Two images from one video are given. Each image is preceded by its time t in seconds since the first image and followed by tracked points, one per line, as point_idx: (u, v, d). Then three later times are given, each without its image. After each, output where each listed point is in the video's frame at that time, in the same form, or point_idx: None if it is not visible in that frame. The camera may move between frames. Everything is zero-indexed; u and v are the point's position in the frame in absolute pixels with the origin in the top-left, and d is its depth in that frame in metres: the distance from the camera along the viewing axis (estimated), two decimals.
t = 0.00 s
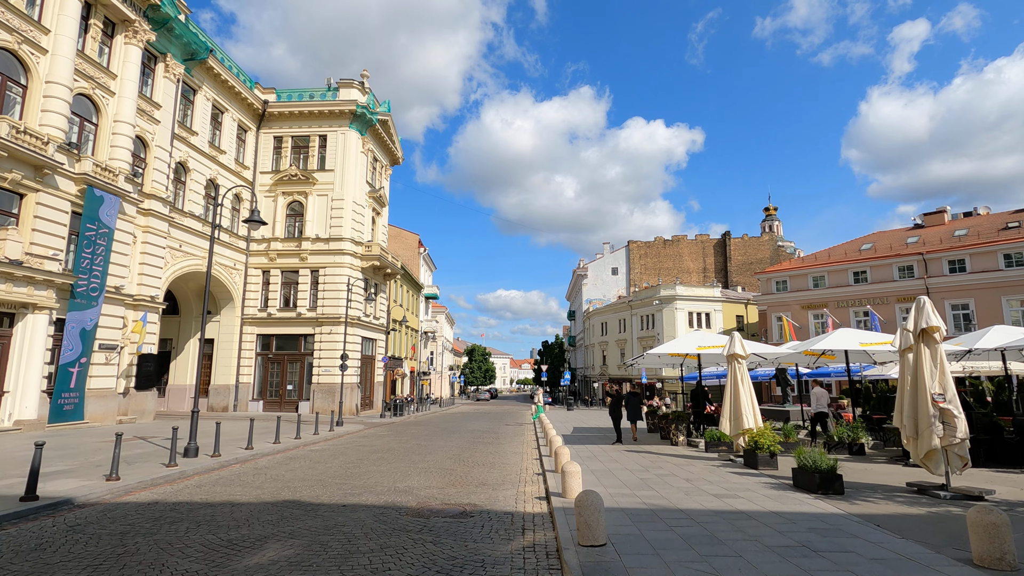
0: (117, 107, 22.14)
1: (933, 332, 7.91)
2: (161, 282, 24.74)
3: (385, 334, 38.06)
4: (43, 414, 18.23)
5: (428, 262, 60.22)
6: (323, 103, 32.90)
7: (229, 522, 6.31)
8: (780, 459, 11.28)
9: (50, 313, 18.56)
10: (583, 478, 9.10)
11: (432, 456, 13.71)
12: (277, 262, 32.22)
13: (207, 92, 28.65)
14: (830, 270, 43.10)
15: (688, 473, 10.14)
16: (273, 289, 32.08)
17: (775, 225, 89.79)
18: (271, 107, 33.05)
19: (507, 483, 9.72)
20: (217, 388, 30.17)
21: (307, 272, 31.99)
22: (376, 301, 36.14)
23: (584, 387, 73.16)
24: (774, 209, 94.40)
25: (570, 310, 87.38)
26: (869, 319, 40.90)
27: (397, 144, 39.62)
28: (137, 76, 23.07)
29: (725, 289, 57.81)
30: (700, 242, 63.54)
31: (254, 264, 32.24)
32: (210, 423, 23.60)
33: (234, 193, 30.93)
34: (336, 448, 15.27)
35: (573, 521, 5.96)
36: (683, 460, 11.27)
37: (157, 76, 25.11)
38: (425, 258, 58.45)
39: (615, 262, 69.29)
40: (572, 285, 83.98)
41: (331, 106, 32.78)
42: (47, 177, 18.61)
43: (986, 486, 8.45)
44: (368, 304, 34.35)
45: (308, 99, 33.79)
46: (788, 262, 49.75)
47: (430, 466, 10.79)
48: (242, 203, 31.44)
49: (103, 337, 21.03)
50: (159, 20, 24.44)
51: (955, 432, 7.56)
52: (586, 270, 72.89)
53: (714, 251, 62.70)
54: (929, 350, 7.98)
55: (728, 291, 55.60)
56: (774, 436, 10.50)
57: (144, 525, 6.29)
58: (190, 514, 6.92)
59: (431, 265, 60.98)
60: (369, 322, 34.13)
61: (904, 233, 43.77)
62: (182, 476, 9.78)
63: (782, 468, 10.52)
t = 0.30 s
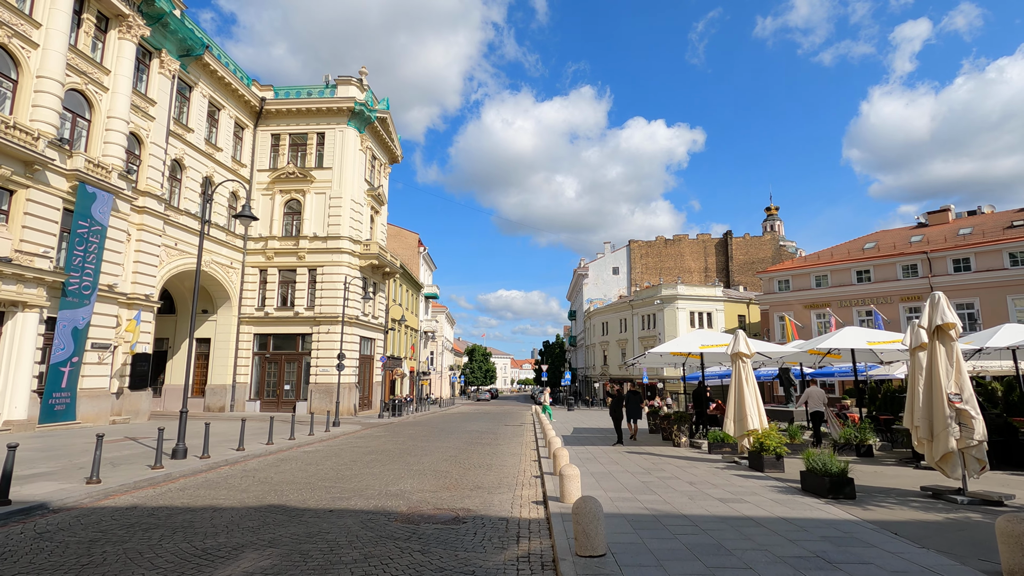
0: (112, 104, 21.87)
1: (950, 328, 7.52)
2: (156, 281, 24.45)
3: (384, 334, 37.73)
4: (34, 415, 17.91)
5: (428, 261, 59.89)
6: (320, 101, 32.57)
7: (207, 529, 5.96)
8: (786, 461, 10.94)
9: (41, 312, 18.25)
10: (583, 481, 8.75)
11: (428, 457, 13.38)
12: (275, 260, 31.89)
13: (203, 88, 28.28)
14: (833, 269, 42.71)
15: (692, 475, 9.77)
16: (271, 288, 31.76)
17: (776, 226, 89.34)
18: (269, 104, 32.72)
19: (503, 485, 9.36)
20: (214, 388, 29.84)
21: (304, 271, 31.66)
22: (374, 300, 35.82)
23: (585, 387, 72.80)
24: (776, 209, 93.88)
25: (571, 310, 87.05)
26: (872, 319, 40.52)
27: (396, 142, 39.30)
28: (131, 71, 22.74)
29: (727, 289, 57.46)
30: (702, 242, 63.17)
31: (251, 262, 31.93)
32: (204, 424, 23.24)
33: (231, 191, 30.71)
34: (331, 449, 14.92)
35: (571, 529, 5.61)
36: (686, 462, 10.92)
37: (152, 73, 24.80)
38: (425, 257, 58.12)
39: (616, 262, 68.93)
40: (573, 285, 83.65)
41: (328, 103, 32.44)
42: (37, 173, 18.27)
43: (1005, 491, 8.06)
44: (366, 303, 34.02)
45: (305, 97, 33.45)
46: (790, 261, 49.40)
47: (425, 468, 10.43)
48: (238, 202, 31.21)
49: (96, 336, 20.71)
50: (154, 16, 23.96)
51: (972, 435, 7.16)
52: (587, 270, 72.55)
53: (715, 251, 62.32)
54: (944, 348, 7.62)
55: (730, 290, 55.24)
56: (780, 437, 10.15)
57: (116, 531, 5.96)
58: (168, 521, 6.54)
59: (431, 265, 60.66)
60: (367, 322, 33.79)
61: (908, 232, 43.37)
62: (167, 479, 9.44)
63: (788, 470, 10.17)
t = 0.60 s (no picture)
0: (109, 102, 21.66)
1: (975, 328, 7.10)
2: (154, 281, 24.22)
3: (386, 334, 37.41)
4: (28, 416, 17.65)
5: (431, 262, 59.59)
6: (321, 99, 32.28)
7: (183, 540, 5.61)
8: (797, 465, 10.50)
9: (35, 312, 17.99)
10: (585, 487, 8.34)
11: (427, 460, 13.02)
12: (275, 260, 31.60)
13: (203, 87, 28.08)
14: (840, 268, 42.13)
15: (699, 479, 9.36)
16: (271, 289, 31.50)
17: (780, 226, 88.64)
18: (269, 103, 32.47)
19: (501, 491, 8.98)
20: (214, 389, 29.57)
21: (305, 271, 31.37)
22: (376, 300, 35.51)
23: (589, 388, 72.35)
24: (780, 209, 93.10)
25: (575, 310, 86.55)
26: (881, 318, 39.93)
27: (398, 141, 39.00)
28: (128, 69, 22.48)
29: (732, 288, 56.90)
30: (706, 242, 62.62)
31: (251, 262, 31.66)
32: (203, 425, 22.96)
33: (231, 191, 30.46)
34: (328, 451, 14.58)
35: (570, 542, 5.23)
36: (692, 466, 10.50)
37: (151, 71, 24.57)
38: (428, 257, 57.81)
39: (620, 261, 68.46)
40: (577, 285, 83.23)
41: (329, 102, 32.14)
42: (32, 171, 18.01)
43: None
44: (367, 303, 33.71)
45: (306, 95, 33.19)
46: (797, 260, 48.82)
47: (421, 473, 10.07)
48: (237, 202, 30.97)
49: (92, 337, 20.45)
50: (151, 13, 23.69)
51: (999, 441, 6.74)
52: (591, 270, 72.09)
53: (720, 251, 61.78)
54: (967, 348, 7.20)
55: (735, 290, 54.68)
56: (791, 441, 9.69)
57: (87, 542, 5.61)
58: (145, 530, 6.18)
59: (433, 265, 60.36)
60: (368, 322, 33.48)
61: (916, 230, 42.76)
62: (153, 484, 9.09)
63: (800, 475, 9.72)
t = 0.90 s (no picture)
0: (109, 103, 21.51)
1: (1002, 324, 6.64)
2: (155, 284, 24.04)
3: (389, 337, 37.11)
4: (25, 420, 17.46)
5: (435, 263, 59.32)
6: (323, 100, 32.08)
7: (155, 553, 5.27)
8: (809, 471, 10.06)
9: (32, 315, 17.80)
10: (586, 494, 7.95)
11: (427, 464, 12.67)
12: (277, 262, 31.41)
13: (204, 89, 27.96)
14: (850, 268, 41.48)
15: (707, 485, 8.95)
16: (273, 291, 31.27)
17: (788, 226, 87.81)
18: (271, 104, 32.32)
19: (499, 497, 8.60)
20: (216, 392, 29.37)
21: (307, 273, 31.15)
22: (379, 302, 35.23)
23: (595, 391, 71.78)
24: (788, 209, 92.17)
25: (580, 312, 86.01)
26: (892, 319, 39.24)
27: (401, 142, 38.79)
28: (128, 70, 22.34)
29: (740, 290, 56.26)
30: (713, 243, 61.99)
31: (253, 264, 31.46)
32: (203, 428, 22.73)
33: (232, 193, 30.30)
34: (325, 455, 14.24)
35: (566, 555, 4.85)
36: (700, 471, 10.08)
37: (151, 72, 24.44)
38: (432, 259, 57.52)
39: (626, 263, 67.95)
40: (583, 287, 82.74)
41: (331, 102, 31.94)
42: (29, 172, 17.83)
43: None
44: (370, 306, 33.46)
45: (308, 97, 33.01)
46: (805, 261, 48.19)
47: (418, 479, 9.70)
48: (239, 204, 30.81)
49: (91, 340, 20.26)
50: (151, 14, 23.58)
51: None
52: (596, 272, 71.58)
53: (727, 252, 61.16)
54: (993, 346, 6.75)
55: (743, 291, 54.05)
56: (803, 446, 9.28)
57: (54, 554, 5.29)
58: (119, 541, 5.85)
59: (438, 267, 60.05)
60: (371, 324, 33.21)
61: (927, 229, 42.06)
62: (140, 490, 8.77)
63: (813, 481, 9.29)
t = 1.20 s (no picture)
0: (110, 107, 21.43)
1: None
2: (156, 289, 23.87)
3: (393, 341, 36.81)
4: (22, 426, 17.30)
5: (440, 268, 59.11)
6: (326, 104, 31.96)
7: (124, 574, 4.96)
8: (822, 482, 9.61)
9: (31, 320, 17.65)
10: (587, 507, 7.57)
11: (425, 473, 12.30)
12: (280, 267, 31.25)
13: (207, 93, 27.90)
14: (860, 271, 40.83)
15: (715, 496, 8.54)
16: (276, 295, 31.07)
17: (796, 229, 86.95)
18: (275, 108, 32.25)
19: (496, 510, 8.22)
20: (218, 398, 29.20)
21: (310, 277, 30.96)
22: (382, 306, 34.97)
23: (602, 395, 71.16)
24: (796, 212, 91.37)
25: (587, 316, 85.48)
26: (903, 322, 38.53)
27: (405, 145, 38.62)
28: (129, 74, 22.25)
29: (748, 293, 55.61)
30: (720, 245, 61.38)
31: (256, 268, 31.32)
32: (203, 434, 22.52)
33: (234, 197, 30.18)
34: (322, 463, 13.91)
35: None
36: (707, 482, 9.67)
37: (153, 76, 24.39)
38: (437, 263, 57.27)
39: (632, 266, 67.44)
40: (589, 291, 82.26)
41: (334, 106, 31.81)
42: (27, 176, 17.70)
43: None
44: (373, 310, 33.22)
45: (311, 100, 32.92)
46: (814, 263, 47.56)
47: (413, 490, 9.35)
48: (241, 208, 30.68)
49: (91, 345, 20.12)
50: (153, 18, 23.53)
51: None
52: (602, 275, 71.12)
53: (735, 255, 60.54)
54: (1018, 351, 6.35)
55: (751, 295, 53.41)
56: (815, 455, 8.86)
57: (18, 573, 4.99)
58: (90, 559, 5.54)
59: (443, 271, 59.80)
60: (374, 329, 32.95)
61: (939, 231, 41.36)
62: (125, 501, 8.48)
63: (826, 492, 8.86)
